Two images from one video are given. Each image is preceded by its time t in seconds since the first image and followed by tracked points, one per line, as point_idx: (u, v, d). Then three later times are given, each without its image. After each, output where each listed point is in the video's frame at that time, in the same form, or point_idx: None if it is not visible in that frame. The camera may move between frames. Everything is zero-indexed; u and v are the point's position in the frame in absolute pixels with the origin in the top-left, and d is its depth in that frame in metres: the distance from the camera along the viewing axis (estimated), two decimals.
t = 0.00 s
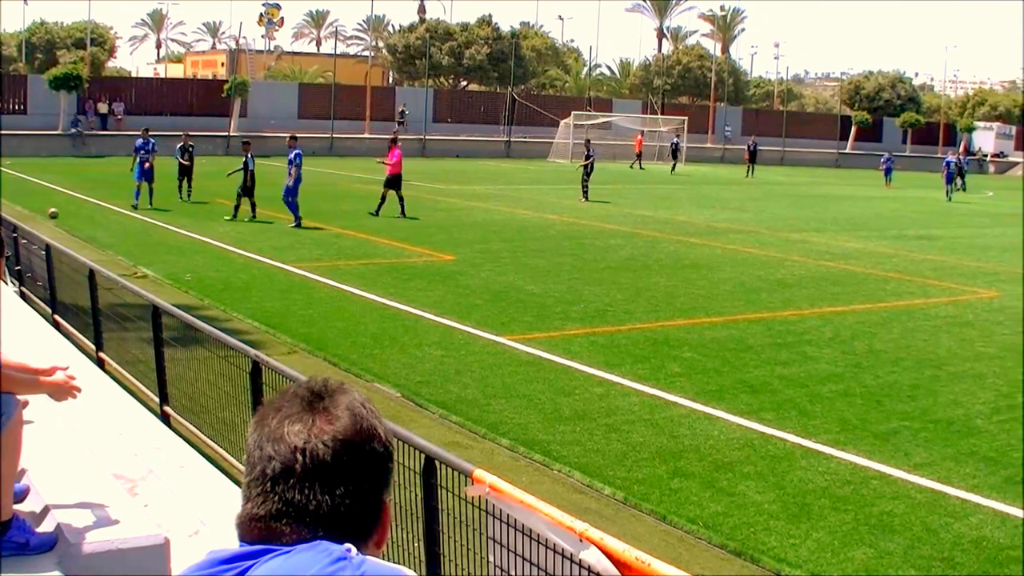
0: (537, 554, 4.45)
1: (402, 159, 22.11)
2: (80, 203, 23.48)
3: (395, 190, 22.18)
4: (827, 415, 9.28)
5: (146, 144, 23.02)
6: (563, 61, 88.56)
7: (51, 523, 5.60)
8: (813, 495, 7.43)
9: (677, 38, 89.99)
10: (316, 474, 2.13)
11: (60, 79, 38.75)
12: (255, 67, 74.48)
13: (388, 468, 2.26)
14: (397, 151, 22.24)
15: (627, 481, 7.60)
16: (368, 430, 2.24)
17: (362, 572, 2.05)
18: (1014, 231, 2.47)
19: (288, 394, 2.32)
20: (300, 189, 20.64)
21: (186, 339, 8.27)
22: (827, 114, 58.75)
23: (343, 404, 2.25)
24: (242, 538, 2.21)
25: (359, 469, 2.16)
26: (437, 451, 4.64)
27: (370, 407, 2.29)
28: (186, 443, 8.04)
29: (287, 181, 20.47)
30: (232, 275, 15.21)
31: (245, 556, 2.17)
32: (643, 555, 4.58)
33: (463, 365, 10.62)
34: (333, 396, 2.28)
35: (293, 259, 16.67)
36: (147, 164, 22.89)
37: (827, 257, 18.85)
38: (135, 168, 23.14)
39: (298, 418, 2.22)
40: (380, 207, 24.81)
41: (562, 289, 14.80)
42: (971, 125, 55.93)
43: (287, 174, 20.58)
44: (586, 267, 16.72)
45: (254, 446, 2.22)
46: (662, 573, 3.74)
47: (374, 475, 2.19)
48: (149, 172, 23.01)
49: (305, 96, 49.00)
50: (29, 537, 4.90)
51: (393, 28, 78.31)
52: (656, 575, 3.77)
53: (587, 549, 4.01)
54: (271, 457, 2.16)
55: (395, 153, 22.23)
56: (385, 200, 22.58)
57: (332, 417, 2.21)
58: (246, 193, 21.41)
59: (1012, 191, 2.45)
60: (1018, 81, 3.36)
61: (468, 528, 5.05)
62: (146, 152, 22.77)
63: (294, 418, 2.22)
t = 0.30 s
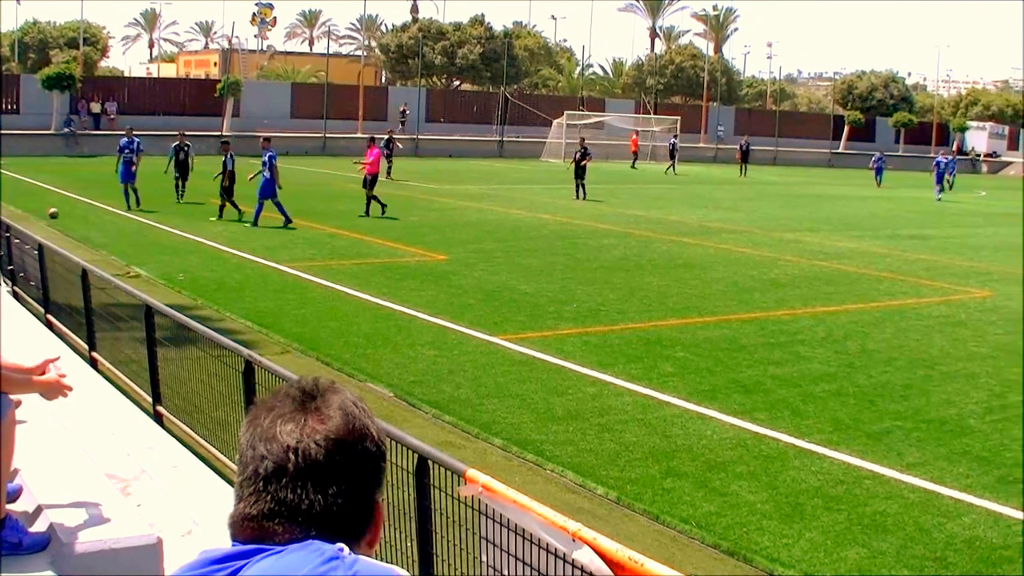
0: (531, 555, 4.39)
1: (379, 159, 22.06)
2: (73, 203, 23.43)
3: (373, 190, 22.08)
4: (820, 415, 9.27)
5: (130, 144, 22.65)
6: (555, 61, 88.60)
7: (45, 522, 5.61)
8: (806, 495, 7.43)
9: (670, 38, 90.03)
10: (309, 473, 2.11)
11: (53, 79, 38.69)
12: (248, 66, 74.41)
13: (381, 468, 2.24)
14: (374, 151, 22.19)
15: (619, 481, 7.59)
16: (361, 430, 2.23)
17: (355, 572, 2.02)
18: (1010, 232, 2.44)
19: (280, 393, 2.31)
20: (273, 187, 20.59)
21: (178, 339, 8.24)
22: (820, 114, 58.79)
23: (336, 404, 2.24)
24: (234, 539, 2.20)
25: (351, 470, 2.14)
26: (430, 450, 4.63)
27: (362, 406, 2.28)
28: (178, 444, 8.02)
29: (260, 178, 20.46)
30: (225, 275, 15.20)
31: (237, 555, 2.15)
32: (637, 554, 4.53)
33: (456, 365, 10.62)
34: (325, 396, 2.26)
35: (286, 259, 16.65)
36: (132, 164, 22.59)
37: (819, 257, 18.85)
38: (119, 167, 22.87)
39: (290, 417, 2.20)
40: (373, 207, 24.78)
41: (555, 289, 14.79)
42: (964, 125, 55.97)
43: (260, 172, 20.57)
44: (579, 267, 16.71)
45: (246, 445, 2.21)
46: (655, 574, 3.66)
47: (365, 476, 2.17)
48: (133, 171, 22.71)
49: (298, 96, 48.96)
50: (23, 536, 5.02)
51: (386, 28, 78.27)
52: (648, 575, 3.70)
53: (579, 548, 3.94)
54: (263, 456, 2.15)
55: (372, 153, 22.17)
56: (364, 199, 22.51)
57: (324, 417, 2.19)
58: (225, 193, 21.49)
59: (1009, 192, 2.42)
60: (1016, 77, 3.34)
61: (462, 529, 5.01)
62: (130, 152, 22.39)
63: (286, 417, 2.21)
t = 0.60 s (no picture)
0: (527, 554, 4.38)
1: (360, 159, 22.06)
2: (70, 202, 23.43)
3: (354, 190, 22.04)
4: (816, 415, 9.28)
5: (116, 146, 22.21)
6: (552, 61, 88.73)
7: (41, 522, 5.59)
8: (803, 496, 7.43)
9: (667, 38, 90.16)
10: (306, 474, 2.11)
11: (50, 79, 38.68)
12: (245, 67, 74.45)
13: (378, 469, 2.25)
14: (355, 151, 22.17)
15: (616, 481, 7.60)
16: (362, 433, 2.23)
17: (351, 571, 2.02)
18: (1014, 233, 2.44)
19: (278, 393, 2.32)
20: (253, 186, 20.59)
21: (176, 339, 8.24)
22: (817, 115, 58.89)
23: (334, 402, 2.25)
24: (232, 539, 2.19)
25: (348, 472, 2.15)
26: (428, 450, 4.63)
27: (359, 407, 2.27)
28: (176, 443, 8.01)
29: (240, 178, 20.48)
30: (222, 275, 15.22)
31: (234, 556, 2.15)
32: (631, 554, 4.52)
33: (453, 365, 10.63)
34: (323, 396, 2.27)
35: (283, 259, 16.66)
36: (118, 166, 22.15)
37: (816, 257, 18.90)
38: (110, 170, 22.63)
39: (288, 418, 2.20)
40: (370, 207, 24.81)
41: (552, 289, 14.82)
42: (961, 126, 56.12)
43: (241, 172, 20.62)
44: (576, 267, 16.74)
45: (243, 445, 2.21)
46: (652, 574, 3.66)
47: (363, 478, 2.18)
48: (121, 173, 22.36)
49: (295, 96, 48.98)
50: (19, 536, 4.90)
51: (383, 28, 78.34)
52: (646, 575, 3.69)
53: (577, 548, 3.93)
54: (260, 455, 2.15)
55: (354, 153, 22.16)
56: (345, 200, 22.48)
57: (321, 415, 2.20)
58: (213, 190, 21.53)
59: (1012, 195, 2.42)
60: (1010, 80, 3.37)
61: (459, 529, 5.00)
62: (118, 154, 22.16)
63: (285, 415, 2.21)
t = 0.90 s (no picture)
0: (527, 554, 4.36)
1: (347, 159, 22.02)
2: (70, 203, 23.42)
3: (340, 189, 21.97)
4: (816, 416, 9.28)
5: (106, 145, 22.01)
6: (552, 61, 88.75)
7: (41, 522, 5.59)
8: (803, 496, 7.43)
9: (666, 39, 90.21)
10: (306, 474, 2.11)
11: (51, 79, 38.65)
12: (246, 66, 74.46)
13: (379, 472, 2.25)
14: (343, 150, 22.14)
15: (617, 481, 7.59)
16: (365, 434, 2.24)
17: (351, 572, 2.02)
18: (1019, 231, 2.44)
19: (277, 394, 2.31)
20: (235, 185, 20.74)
21: (176, 339, 8.23)
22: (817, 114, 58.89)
23: (337, 401, 2.25)
24: (231, 539, 2.19)
25: (351, 466, 2.15)
26: (428, 451, 4.62)
27: (359, 407, 2.27)
28: (176, 443, 8.01)
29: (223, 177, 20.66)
30: (222, 275, 15.21)
31: (234, 556, 2.14)
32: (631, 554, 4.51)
33: (453, 365, 10.62)
34: (325, 394, 2.26)
35: (283, 259, 16.67)
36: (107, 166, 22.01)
37: (816, 257, 18.90)
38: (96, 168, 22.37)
39: (291, 417, 2.19)
40: (370, 207, 24.80)
41: (552, 289, 14.82)
42: (961, 125, 56.12)
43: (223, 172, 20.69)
44: (576, 267, 16.73)
45: (242, 445, 2.20)
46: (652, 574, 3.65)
47: (366, 477, 2.18)
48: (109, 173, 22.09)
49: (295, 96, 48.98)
50: (18, 536, 4.92)
51: (383, 28, 78.32)
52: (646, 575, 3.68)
53: (577, 549, 3.92)
54: (264, 453, 2.14)
55: (341, 152, 22.11)
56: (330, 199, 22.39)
57: (324, 411, 2.20)
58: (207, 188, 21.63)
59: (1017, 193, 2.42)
60: (1013, 78, 3.37)
61: (458, 529, 4.98)
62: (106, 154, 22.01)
63: (286, 415, 2.21)
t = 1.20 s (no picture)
0: (527, 554, 4.35)
1: (332, 159, 21.94)
2: (70, 203, 23.42)
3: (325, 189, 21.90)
4: (816, 415, 9.28)
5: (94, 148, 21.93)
6: (552, 61, 88.73)
7: (41, 522, 5.59)
8: (803, 495, 7.43)
9: (666, 39, 90.17)
10: (305, 473, 2.11)
11: (51, 79, 38.66)
12: (246, 67, 74.47)
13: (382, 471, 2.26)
14: (328, 150, 22.05)
15: (617, 481, 7.59)
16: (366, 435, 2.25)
17: (350, 572, 2.02)
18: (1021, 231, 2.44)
19: (278, 393, 2.31)
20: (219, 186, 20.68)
21: (176, 339, 8.23)
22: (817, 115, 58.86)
23: (338, 400, 2.26)
24: (231, 539, 2.19)
25: (352, 468, 2.15)
26: (428, 451, 4.63)
27: (359, 406, 2.27)
28: (176, 443, 8.01)
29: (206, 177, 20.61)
30: (222, 275, 15.23)
31: (234, 556, 2.14)
32: (633, 553, 4.48)
33: (453, 365, 10.62)
34: (327, 394, 2.27)
35: (283, 259, 16.67)
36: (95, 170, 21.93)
37: (816, 257, 18.89)
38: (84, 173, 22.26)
39: (292, 416, 2.19)
40: (370, 207, 24.80)
41: (552, 289, 14.82)
42: (961, 125, 56.15)
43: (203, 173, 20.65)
44: (576, 267, 16.74)
45: (243, 445, 2.21)
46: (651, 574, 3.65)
47: (368, 478, 2.19)
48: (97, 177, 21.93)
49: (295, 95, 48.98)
50: (19, 537, 4.96)
51: (383, 28, 78.30)
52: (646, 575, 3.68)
53: (577, 549, 3.92)
54: (265, 453, 2.14)
55: (326, 153, 22.03)
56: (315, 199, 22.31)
57: (325, 409, 2.21)
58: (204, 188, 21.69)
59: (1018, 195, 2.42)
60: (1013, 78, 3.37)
61: (459, 527, 4.97)
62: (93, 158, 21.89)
63: (287, 414, 2.21)
